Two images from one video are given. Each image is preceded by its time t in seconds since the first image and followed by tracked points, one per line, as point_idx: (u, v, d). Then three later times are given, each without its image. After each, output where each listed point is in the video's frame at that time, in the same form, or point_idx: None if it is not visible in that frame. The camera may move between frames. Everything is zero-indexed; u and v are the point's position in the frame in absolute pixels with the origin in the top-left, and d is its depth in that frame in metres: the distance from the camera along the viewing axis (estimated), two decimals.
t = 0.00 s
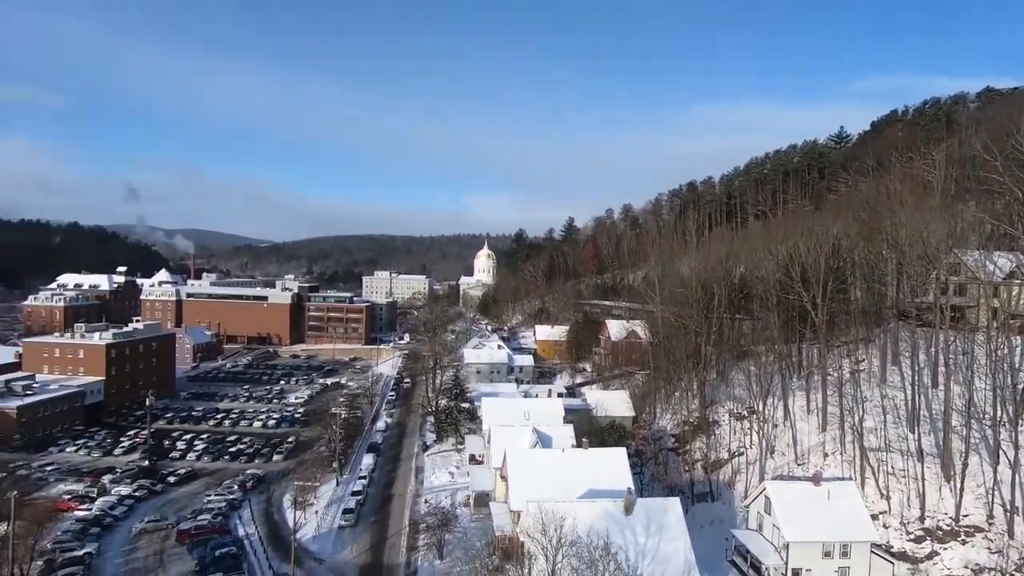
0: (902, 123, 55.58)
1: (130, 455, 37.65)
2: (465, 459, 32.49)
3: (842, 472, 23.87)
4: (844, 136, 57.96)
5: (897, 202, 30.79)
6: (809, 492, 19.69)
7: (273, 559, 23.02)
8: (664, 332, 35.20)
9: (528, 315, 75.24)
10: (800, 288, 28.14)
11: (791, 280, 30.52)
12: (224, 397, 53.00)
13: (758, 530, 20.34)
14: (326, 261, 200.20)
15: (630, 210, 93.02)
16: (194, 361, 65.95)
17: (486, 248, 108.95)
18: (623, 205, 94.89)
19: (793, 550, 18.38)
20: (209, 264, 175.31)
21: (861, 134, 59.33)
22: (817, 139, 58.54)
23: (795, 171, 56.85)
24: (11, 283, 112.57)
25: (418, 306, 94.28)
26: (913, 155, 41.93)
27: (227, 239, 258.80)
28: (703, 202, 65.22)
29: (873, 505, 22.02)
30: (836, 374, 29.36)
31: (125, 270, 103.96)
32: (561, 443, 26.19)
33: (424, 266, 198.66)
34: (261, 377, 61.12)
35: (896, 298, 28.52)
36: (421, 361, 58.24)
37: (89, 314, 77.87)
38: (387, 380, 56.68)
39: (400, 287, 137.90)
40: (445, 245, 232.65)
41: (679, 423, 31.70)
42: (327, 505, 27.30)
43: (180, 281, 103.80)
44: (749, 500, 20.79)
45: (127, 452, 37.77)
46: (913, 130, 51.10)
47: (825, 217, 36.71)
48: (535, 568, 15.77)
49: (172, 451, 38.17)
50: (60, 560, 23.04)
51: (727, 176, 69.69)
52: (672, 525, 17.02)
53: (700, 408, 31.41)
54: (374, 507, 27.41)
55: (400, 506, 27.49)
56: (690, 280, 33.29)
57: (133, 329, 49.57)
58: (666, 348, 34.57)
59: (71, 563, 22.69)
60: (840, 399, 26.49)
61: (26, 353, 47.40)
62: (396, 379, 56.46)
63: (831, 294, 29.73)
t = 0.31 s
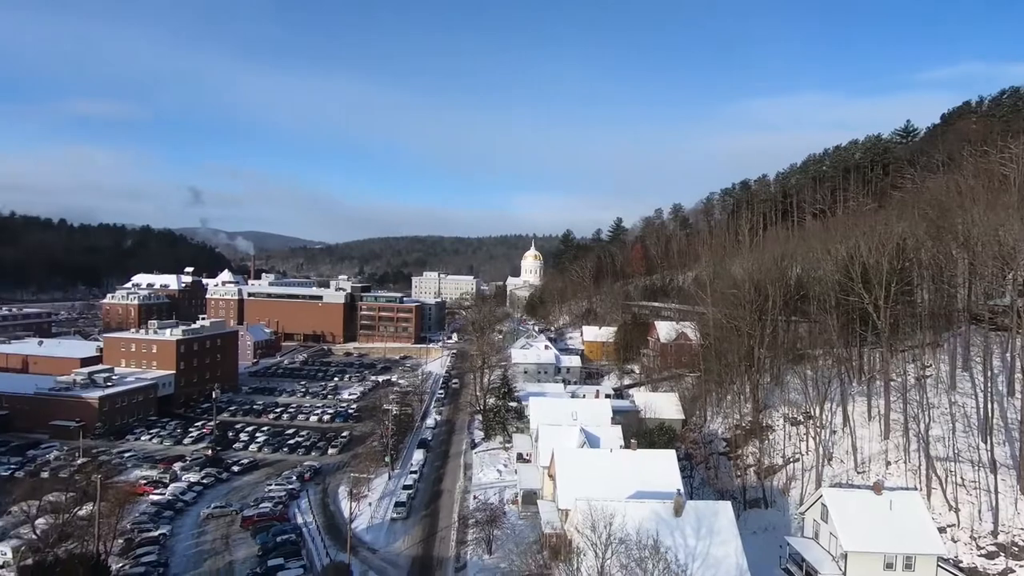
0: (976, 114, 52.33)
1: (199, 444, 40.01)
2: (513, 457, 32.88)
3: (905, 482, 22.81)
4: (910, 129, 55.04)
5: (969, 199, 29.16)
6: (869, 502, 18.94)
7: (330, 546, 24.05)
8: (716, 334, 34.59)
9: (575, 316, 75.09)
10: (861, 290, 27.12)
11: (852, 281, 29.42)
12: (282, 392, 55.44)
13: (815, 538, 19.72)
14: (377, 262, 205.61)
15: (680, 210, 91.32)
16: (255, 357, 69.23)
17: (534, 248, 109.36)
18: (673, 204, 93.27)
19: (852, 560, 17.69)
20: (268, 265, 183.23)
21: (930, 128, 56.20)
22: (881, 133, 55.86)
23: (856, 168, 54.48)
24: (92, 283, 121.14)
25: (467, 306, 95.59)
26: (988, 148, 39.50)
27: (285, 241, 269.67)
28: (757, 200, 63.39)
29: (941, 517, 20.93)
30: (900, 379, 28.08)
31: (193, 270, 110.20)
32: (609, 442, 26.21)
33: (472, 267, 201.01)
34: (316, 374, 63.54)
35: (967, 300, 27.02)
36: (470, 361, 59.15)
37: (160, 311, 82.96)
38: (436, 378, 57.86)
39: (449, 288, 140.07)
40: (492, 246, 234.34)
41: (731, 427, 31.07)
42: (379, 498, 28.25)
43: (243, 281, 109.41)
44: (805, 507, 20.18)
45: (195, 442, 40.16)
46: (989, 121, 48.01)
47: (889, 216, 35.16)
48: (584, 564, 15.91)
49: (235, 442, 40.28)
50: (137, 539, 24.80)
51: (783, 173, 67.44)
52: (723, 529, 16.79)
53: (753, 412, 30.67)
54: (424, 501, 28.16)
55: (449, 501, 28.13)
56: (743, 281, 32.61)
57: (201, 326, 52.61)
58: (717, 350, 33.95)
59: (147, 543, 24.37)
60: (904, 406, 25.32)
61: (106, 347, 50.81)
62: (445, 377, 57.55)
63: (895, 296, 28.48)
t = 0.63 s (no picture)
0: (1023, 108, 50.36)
1: (235, 438, 41.30)
2: (541, 455, 33.06)
3: (944, 486, 22.24)
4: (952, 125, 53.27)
5: (1013, 195, 28.14)
6: (906, 505, 18.53)
7: (362, 538, 24.63)
8: (746, 334, 34.17)
9: (603, 317, 74.79)
10: (898, 289, 26.48)
11: (888, 281, 28.73)
12: (314, 389, 56.73)
13: (849, 541, 19.39)
14: (406, 262, 208.13)
15: (710, 210, 90.10)
16: (288, 355, 70.94)
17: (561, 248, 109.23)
18: (703, 203, 92.03)
19: (887, 563, 17.34)
20: (300, 266, 187.24)
21: (973, 123, 54.28)
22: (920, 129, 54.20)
23: (894, 166, 52.99)
24: (134, 283, 125.73)
25: (494, 306, 96.11)
26: None
27: (316, 242, 275.04)
28: (790, 199, 62.20)
29: (982, 522, 20.33)
30: (939, 381, 27.33)
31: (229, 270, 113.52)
32: (638, 441, 26.19)
33: (499, 267, 201.77)
34: (347, 371, 64.80)
35: (1011, 300, 26.11)
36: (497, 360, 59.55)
37: (198, 310, 85.68)
38: (464, 377, 58.39)
39: (476, 288, 140.86)
40: (519, 246, 234.69)
41: (762, 428, 30.68)
42: (410, 492, 28.79)
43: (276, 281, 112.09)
44: (839, 509, 19.86)
45: (232, 436, 41.47)
46: None
47: (928, 213, 34.21)
48: (613, 558, 16.04)
49: (270, 436, 41.45)
50: (180, 526, 25.82)
51: (817, 172, 65.99)
52: (754, 529, 16.69)
53: (785, 414, 30.21)
54: (453, 497, 28.58)
55: (478, 497, 28.49)
56: (775, 281, 32.15)
57: (237, 324, 54.25)
58: (748, 351, 33.50)
59: (189, 531, 25.36)
60: (943, 408, 24.65)
61: (148, 344, 52.67)
62: (473, 376, 58.09)
63: (934, 295, 27.71)
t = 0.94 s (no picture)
0: None
1: (259, 433, 42.18)
2: (559, 452, 33.24)
3: (969, 485, 21.94)
4: (979, 121, 52.19)
5: None
6: (929, 503, 18.36)
7: (384, 530, 25.07)
8: (766, 333, 33.96)
9: (621, 316, 74.62)
10: (922, 287, 26.17)
11: (912, 279, 28.36)
12: (335, 386, 57.57)
13: (870, 539, 19.25)
14: (423, 262, 208.94)
15: (729, 209, 89.35)
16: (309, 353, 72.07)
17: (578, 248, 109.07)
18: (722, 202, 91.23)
19: (910, 561, 17.19)
20: (319, 266, 189.64)
21: (1002, 119, 53.09)
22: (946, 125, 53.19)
23: (920, 163, 52.05)
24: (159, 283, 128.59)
25: (511, 306, 96.46)
26: None
27: (335, 242, 278.20)
28: (811, 197, 61.46)
29: (1008, 522, 20.02)
30: (964, 381, 26.91)
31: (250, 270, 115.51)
32: (656, 439, 26.24)
33: (516, 267, 202.20)
34: (367, 369, 65.65)
35: None
36: (515, 358, 59.80)
37: (221, 309, 87.37)
38: (482, 375, 58.75)
39: (494, 288, 141.32)
40: (536, 246, 234.74)
41: (782, 427, 30.49)
42: (430, 487, 29.21)
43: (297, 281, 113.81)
44: (860, 507, 19.74)
45: (256, 431, 42.35)
46: None
47: (954, 210, 33.63)
48: (632, 550, 16.18)
49: (293, 432, 42.24)
50: (207, 517, 26.52)
51: (839, 170, 65.07)
52: (773, 524, 16.70)
53: (805, 412, 30.02)
54: (472, 492, 28.93)
55: (497, 492, 28.80)
56: (795, 279, 31.93)
57: (260, 322, 55.29)
58: (768, 350, 33.31)
59: (216, 521, 26.06)
60: (969, 407, 24.29)
61: (174, 341, 53.88)
62: (491, 374, 58.46)
63: (959, 294, 27.30)
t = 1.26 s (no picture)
0: None
1: (275, 429, 42.77)
2: (571, 450, 33.38)
3: (986, 483, 21.78)
4: (998, 118, 51.49)
5: None
6: (944, 499, 18.28)
7: (398, 524, 25.40)
8: (779, 331, 33.84)
9: (633, 316, 74.51)
10: (938, 284, 26.00)
11: (928, 276, 28.15)
12: (349, 384, 58.12)
13: (885, 536, 19.19)
14: (435, 263, 209.96)
15: (743, 208, 88.85)
16: (323, 352, 72.82)
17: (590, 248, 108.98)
18: (735, 202, 90.69)
19: (925, 557, 17.12)
20: (333, 267, 191.17)
21: (1022, 115, 52.29)
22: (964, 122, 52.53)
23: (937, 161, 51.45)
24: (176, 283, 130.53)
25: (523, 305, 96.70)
26: None
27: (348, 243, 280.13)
28: (826, 196, 60.98)
29: None
30: (981, 379, 26.69)
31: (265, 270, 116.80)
32: (669, 435, 26.32)
33: (528, 267, 202.45)
34: (380, 368, 66.21)
35: None
36: (527, 357, 59.98)
37: (237, 308, 88.49)
38: (494, 374, 59.00)
39: (506, 288, 141.63)
40: (548, 247, 234.76)
41: (796, 425, 30.41)
42: (443, 482, 29.52)
43: (310, 281, 114.95)
44: (875, 503, 19.69)
45: (272, 427, 42.97)
46: None
47: (972, 208, 33.29)
48: (645, 541, 16.31)
49: (308, 428, 42.79)
50: (225, 510, 27.04)
51: (855, 168, 64.46)
52: (786, 519, 16.74)
53: (819, 410, 29.92)
54: (485, 487, 29.19)
55: (510, 488, 29.02)
56: (809, 277, 31.81)
57: (276, 321, 56.03)
58: (782, 348, 33.19)
59: (234, 514, 26.55)
60: (985, 405, 24.09)
61: (192, 339, 54.75)
62: (503, 373, 58.69)
63: (977, 291, 27.06)
